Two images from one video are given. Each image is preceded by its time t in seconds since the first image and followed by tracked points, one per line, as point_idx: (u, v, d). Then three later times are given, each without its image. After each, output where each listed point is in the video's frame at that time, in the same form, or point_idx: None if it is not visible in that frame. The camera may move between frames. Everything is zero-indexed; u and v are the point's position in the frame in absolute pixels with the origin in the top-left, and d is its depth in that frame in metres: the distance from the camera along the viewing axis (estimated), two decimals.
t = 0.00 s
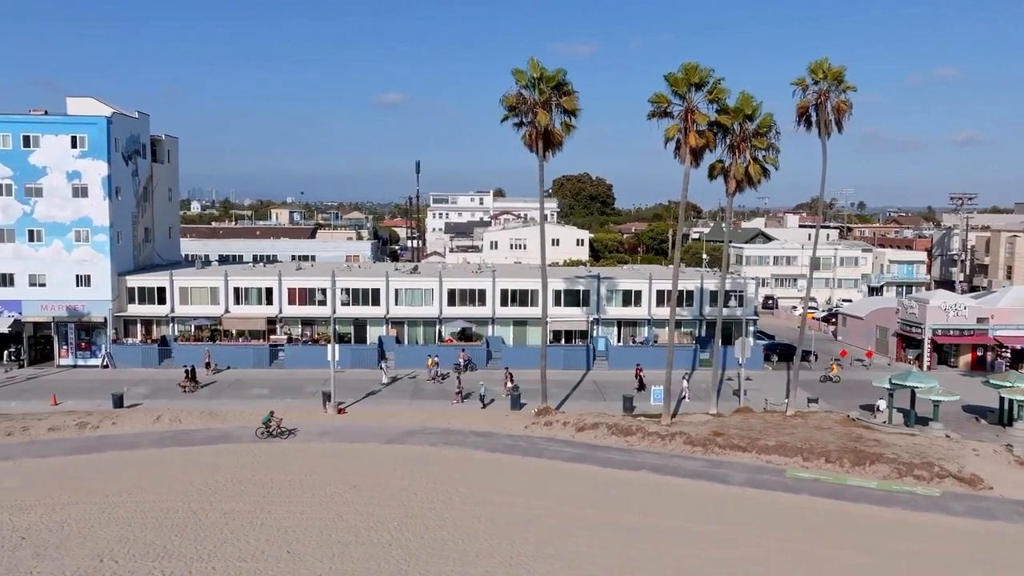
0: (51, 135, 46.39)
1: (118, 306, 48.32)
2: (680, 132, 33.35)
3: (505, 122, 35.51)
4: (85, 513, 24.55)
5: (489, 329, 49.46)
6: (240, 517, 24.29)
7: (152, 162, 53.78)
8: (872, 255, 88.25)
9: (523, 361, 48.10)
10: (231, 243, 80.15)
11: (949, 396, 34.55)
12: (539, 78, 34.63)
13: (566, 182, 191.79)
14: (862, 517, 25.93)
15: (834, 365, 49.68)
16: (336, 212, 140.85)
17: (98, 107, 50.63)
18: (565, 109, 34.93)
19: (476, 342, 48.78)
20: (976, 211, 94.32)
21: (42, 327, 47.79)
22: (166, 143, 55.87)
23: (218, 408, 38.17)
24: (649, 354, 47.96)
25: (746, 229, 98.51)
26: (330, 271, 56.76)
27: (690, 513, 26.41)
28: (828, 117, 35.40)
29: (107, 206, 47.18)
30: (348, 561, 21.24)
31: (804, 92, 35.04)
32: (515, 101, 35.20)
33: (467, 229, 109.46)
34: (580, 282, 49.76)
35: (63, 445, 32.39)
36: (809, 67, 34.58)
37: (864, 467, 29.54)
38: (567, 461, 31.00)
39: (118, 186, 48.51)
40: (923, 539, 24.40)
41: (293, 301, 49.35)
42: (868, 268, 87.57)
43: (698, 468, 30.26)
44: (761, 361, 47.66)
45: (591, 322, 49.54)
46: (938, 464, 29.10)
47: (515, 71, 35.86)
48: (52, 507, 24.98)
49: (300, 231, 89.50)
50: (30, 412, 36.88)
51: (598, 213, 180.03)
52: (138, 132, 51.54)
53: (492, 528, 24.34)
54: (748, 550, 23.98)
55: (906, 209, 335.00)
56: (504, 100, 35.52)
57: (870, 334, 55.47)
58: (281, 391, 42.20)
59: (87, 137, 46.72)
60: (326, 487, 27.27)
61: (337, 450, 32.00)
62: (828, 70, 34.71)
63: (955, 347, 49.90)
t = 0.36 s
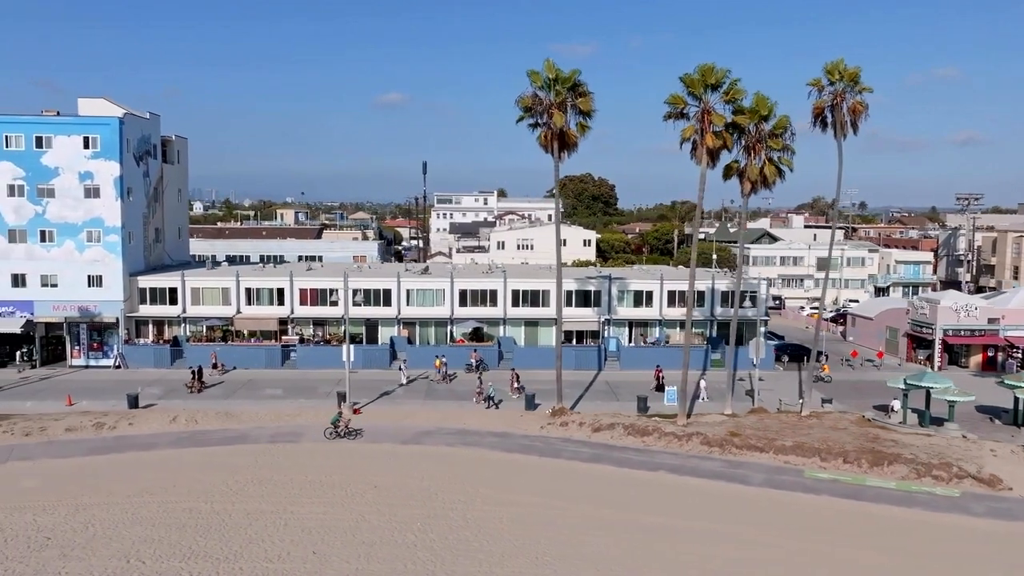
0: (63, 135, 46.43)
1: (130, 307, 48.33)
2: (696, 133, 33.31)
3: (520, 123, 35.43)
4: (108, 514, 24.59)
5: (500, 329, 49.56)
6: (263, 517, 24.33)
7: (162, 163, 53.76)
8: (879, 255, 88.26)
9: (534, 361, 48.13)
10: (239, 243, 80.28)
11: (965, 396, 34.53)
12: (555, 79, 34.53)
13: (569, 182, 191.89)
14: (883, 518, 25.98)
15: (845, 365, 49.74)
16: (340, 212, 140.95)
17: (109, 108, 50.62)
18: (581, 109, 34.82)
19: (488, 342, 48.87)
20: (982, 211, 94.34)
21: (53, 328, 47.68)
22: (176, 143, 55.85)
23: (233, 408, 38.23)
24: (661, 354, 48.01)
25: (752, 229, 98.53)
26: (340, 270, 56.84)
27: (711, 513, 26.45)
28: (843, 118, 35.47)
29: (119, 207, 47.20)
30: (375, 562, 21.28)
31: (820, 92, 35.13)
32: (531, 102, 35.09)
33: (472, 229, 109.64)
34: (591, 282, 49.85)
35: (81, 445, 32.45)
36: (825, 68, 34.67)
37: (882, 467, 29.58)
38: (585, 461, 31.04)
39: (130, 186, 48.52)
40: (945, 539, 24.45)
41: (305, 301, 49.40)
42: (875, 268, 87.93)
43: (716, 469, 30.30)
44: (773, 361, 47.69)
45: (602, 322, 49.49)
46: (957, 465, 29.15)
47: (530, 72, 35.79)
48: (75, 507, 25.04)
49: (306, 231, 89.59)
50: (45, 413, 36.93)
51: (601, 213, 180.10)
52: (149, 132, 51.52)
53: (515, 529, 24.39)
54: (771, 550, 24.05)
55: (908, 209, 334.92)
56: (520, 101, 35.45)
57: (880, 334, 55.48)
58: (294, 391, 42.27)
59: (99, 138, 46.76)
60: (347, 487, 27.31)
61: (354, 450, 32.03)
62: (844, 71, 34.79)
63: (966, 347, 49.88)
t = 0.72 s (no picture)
0: (77, 136, 46.49)
1: (143, 307, 48.42)
2: (715, 134, 33.46)
3: (538, 123, 35.47)
4: (134, 514, 24.64)
5: (513, 330, 49.64)
6: (289, 517, 24.38)
7: (174, 163, 53.79)
8: (886, 255, 88.75)
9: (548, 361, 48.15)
10: (247, 243, 80.37)
11: (982, 396, 34.43)
12: (573, 80, 34.58)
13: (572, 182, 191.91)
14: (906, 518, 26.04)
15: (857, 365, 49.79)
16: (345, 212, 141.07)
17: (121, 108, 50.62)
18: (598, 110, 34.88)
19: (501, 342, 48.94)
20: (988, 211, 94.39)
21: (68, 328, 47.98)
22: (187, 143, 55.85)
23: (249, 408, 38.27)
24: (674, 354, 48.05)
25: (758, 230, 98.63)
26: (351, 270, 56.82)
27: (734, 514, 26.50)
28: (861, 118, 35.78)
29: (133, 207, 47.28)
30: (405, 562, 21.33)
31: (838, 93, 35.41)
32: (548, 102, 35.14)
33: (478, 229, 109.74)
34: (604, 283, 49.87)
35: (101, 445, 32.51)
36: (844, 69, 34.97)
37: (903, 467, 29.63)
38: (605, 461, 31.10)
39: (143, 186, 48.59)
40: (970, 539, 24.51)
41: (318, 301, 49.51)
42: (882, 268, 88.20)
43: (737, 469, 30.35)
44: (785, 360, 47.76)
45: (615, 322, 49.47)
46: (977, 465, 29.21)
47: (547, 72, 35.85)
48: (101, 507, 25.10)
49: (314, 232, 89.67)
50: (63, 413, 36.99)
51: (604, 213, 180.18)
52: (161, 133, 51.56)
53: (540, 529, 24.47)
54: (796, 550, 24.12)
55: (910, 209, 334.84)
56: (537, 102, 35.50)
57: (891, 334, 55.50)
58: (310, 391, 42.35)
59: (113, 138, 46.81)
60: (370, 487, 27.36)
61: (374, 450, 32.09)
62: (862, 71, 35.11)
63: (977, 347, 49.84)
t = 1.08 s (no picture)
0: (92, 135, 46.56)
1: (157, 306, 48.49)
2: (734, 134, 33.47)
3: (555, 123, 35.53)
4: (161, 513, 24.70)
5: (526, 329, 49.71)
6: (315, 516, 24.44)
7: (186, 163, 53.84)
8: (892, 255, 88.76)
9: (560, 360, 48.22)
10: (255, 243, 80.41)
11: (999, 395, 34.45)
12: (590, 80, 34.67)
13: (576, 181, 191.81)
14: (928, 518, 26.12)
15: (869, 365, 49.85)
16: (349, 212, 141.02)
17: (134, 107, 50.70)
18: (616, 110, 34.96)
19: (514, 342, 48.98)
20: (995, 210, 94.32)
21: (81, 328, 47.94)
22: (199, 143, 55.91)
23: (266, 408, 38.33)
24: (687, 354, 48.11)
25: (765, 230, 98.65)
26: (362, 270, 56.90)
27: (757, 514, 26.57)
28: (878, 118, 35.86)
29: (147, 207, 47.34)
30: (434, 562, 21.40)
31: (855, 92, 35.50)
32: (566, 102, 35.25)
33: (484, 229, 109.74)
34: (616, 283, 50.07)
35: (121, 444, 32.58)
36: (861, 69, 35.07)
37: (922, 466, 29.69)
38: (625, 461, 31.15)
39: (156, 186, 48.65)
40: (994, 539, 24.59)
41: (331, 301, 49.57)
42: (888, 268, 88.45)
43: (756, 469, 30.43)
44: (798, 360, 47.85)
45: (627, 322, 49.61)
46: (998, 464, 29.28)
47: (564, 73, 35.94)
48: (127, 506, 25.19)
49: (321, 231, 89.68)
50: (81, 412, 37.08)
51: (608, 213, 180.13)
52: (174, 132, 51.62)
53: (565, 529, 24.57)
54: (820, 550, 24.21)
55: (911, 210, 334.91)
56: (555, 102, 35.56)
57: (902, 334, 55.52)
58: (325, 391, 42.42)
59: (127, 138, 46.88)
60: (393, 486, 27.42)
61: (393, 450, 32.18)
62: (880, 71, 35.20)
63: (989, 347, 49.86)
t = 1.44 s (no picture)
0: (106, 135, 46.68)
1: (170, 306, 48.54)
2: (752, 134, 33.47)
3: (573, 123, 35.59)
4: (186, 513, 24.69)
5: (539, 329, 49.69)
6: (341, 516, 24.44)
7: (199, 163, 53.84)
8: (900, 255, 89.23)
9: (574, 360, 48.20)
10: (263, 243, 80.42)
11: (1018, 395, 34.22)
12: (609, 80, 34.73)
13: (579, 181, 191.75)
14: (953, 519, 26.12)
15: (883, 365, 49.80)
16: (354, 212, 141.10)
17: (148, 107, 50.80)
18: (635, 110, 35.02)
19: (527, 342, 48.97)
20: (1002, 210, 94.30)
21: (94, 327, 48.14)
22: (211, 143, 55.86)
23: (283, 407, 38.31)
24: (700, 354, 48.11)
25: (771, 229, 98.64)
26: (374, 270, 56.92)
27: (781, 514, 26.56)
28: (896, 119, 35.67)
29: (160, 206, 47.42)
30: (464, 563, 21.40)
31: (873, 93, 35.41)
32: (584, 102, 35.30)
33: (490, 229, 109.74)
34: (629, 282, 50.16)
35: (141, 444, 32.58)
36: (879, 69, 34.96)
37: (944, 466, 29.68)
38: (646, 461, 31.14)
39: (170, 185, 48.69)
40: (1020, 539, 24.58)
41: (344, 301, 49.55)
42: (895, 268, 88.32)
43: (777, 469, 30.42)
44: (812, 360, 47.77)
45: (640, 321, 49.63)
46: (1020, 464, 29.26)
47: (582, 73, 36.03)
48: (153, 506, 25.21)
49: (328, 231, 89.71)
50: (98, 411, 37.07)
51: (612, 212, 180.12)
52: (187, 132, 51.64)
53: (591, 528, 24.57)
54: (846, 550, 24.21)
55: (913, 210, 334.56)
56: (572, 102, 35.62)
57: (914, 334, 55.49)
58: (339, 391, 42.37)
59: (141, 138, 46.94)
60: (417, 486, 27.42)
61: (413, 450, 32.19)
62: (897, 71, 35.03)
63: (1002, 347, 49.98)
